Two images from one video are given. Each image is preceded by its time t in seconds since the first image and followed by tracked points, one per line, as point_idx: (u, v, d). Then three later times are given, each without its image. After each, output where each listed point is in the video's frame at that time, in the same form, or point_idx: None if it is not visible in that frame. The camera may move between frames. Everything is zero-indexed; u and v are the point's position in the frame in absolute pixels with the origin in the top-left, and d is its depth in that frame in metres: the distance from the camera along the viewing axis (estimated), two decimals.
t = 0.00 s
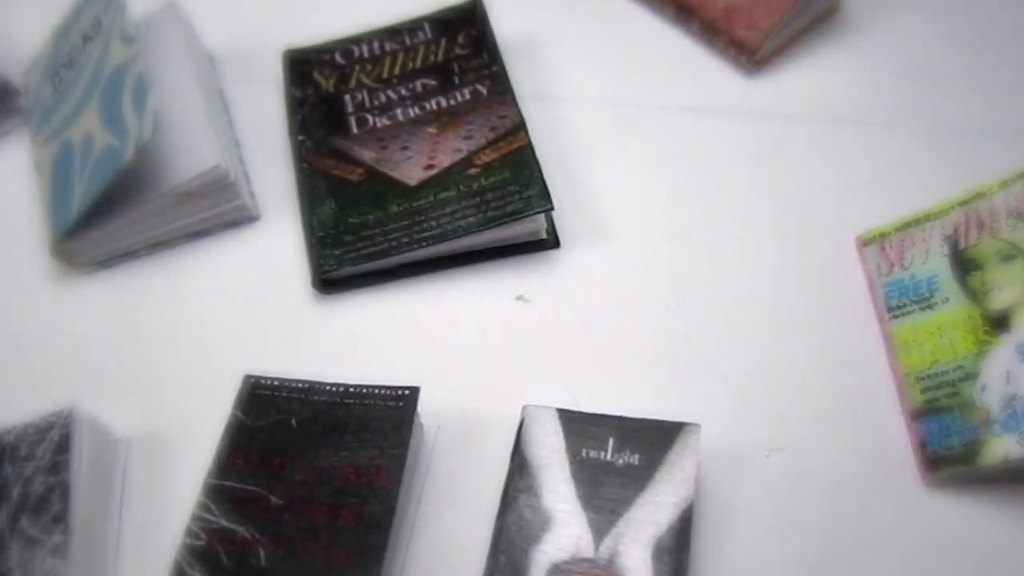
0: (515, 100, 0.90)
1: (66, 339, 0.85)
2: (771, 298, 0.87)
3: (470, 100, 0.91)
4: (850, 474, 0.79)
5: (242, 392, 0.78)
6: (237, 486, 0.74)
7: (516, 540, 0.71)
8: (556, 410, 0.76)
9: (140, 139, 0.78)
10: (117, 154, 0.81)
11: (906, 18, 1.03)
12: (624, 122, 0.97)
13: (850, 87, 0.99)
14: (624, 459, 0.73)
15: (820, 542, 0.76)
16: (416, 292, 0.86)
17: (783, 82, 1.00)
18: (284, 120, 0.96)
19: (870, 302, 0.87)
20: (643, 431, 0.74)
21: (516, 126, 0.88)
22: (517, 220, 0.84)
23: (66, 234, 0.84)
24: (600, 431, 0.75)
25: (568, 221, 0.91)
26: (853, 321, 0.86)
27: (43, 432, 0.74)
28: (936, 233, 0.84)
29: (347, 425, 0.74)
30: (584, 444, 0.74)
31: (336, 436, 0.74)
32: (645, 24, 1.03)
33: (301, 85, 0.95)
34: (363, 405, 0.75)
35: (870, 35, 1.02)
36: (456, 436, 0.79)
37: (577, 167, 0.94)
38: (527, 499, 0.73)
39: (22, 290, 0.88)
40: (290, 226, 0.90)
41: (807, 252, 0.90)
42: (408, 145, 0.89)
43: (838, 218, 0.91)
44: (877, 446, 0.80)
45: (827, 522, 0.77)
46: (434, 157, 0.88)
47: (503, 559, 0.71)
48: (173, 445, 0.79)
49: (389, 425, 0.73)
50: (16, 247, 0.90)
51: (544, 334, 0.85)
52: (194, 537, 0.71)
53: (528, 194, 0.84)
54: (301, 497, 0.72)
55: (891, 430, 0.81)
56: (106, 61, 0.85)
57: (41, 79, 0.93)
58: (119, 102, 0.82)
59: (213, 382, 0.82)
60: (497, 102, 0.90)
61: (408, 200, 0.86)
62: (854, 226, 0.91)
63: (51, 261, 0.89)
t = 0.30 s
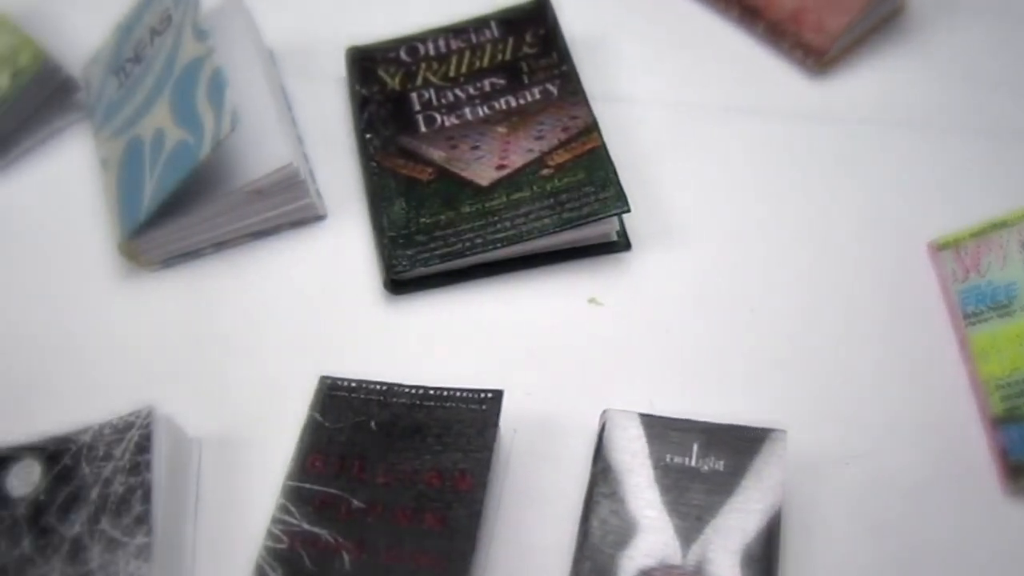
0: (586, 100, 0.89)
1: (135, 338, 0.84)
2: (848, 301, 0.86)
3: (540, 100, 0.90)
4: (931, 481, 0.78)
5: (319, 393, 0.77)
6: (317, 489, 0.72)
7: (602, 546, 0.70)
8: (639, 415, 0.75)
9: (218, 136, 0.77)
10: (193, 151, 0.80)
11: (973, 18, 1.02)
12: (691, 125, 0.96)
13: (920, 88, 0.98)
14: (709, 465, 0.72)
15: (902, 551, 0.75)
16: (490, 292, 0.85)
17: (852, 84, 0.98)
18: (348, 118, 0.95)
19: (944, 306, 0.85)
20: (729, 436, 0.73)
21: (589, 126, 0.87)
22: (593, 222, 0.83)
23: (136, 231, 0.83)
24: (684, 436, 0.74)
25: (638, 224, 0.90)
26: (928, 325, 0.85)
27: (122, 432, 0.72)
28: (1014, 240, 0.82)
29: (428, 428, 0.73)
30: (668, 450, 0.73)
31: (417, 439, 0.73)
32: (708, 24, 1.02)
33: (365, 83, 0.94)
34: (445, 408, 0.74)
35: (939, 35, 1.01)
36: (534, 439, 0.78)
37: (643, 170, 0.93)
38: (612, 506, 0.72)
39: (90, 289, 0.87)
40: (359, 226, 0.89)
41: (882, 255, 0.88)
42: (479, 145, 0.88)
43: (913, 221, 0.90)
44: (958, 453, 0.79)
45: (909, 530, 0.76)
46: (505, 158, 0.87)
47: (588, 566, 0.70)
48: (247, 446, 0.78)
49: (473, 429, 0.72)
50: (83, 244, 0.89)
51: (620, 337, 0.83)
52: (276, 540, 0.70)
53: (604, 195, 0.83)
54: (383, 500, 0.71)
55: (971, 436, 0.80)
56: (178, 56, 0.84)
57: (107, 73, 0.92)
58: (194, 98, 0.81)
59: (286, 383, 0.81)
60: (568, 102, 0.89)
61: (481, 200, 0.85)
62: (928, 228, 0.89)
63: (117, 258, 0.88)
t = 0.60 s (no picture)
0: (660, 100, 0.88)
1: (205, 336, 0.83)
2: (929, 304, 0.84)
3: (613, 99, 0.89)
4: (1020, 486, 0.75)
5: (397, 395, 0.76)
6: (398, 491, 0.71)
7: (690, 554, 0.69)
8: (724, 420, 0.73)
9: (297, 134, 0.76)
10: (268, 148, 0.78)
11: None
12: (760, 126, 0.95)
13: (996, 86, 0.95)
14: (797, 471, 0.70)
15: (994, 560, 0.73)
16: (565, 292, 0.84)
17: (926, 82, 0.96)
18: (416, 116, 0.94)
19: None
20: (817, 441, 0.71)
21: (664, 126, 0.86)
22: (670, 225, 0.81)
23: (207, 228, 0.82)
24: (771, 441, 0.72)
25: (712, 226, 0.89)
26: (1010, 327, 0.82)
27: (201, 432, 0.71)
28: None
29: (512, 432, 0.72)
30: (754, 455, 0.71)
31: (500, 443, 0.72)
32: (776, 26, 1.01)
33: (433, 80, 0.93)
34: (527, 410, 0.73)
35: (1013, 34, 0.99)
36: (615, 443, 0.76)
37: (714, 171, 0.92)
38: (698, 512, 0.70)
39: (158, 285, 0.85)
40: (429, 225, 0.88)
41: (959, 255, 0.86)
42: (551, 144, 0.87)
43: (994, 224, 0.88)
44: None
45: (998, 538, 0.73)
46: (579, 158, 0.86)
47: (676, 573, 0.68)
48: (323, 446, 0.77)
49: (558, 433, 0.71)
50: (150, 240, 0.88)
51: (698, 339, 0.82)
52: (359, 544, 0.69)
53: (683, 195, 0.81)
54: (467, 503, 0.70)
55: None
56: (250, 51, 0.83)
57: (170, 67, 0.91)
58: (268, 94, 0.80)
59: (360, 383, 0.80)
60: (642, 102, 0.88)
61: (555, 201, 0.84)
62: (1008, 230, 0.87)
63: (185, 255, 0.87)
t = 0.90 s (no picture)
0: (746, 101, 0.86)
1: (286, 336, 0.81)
2: None
3: (697, 98, 0.87)
4: None
5: (489, 398, 0.74)
6: (494, 498, 0.70)
7: (798, 565, 0.67)
8: (827, 429, 0.71)
9: (388, 131, 0.75)
10: (355, 144, 0.77)
11: None
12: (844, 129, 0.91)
13: None
14: (904, 483, 0.69)
15: None
16: (651, 295, 0.82)
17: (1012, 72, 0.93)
18: (490, 113, 0.92)
19: None
20: (924, 453, 0.70)
21: (752, 128, 0.85)
22: (762, 228, 0.79)
23: (289, 225, 0.80)
24: (876, 452, 0.70)
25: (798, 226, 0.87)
26: None
27: (294, 435, 0.70)
28: None
29: (610, 439, 0.71)
30: (859, 466, 0.70)
31: (599, 449, 0.70)
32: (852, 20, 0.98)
33: (510, 77, 0.91)
34: (624, 417, 0.72)
35: None
36: (711, 452, 0.75)
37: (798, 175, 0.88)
38: (804, 523, 0.68)
39: (236, 285, 0.84)
40: (509, 225, 0.86)
41: None
42: (635, 144, 0.86)
43: None
44: None
45: None
46: (664, 158, 0.84)
47: None
48: (413, 451, 0.75)
49: (660, 440, 0.70)
50: (227, 238, 0.86)
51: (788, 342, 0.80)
52: (456, 551, 0.68)
53: (775, 198, 0.80)
54: (567, 511, 0.68)
55: None
56: (334, 45, 0.81)
57: (244, 61, 0.89)
58: (355, 89, 0.78)
59: (446, 386, 0.78)
60: (727, 102, 0.86)
61: (642, 202, 0.82)
62: None
63: (264, 254, 0.85)
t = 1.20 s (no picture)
0: (817, 103, 0.85)
1: (353, 336, 0.80)
2: None
3: (767, 100, 0.86)
4: None
5: (565, 403, 0.73)
6: (574, 506, 0.69)
7: None
8: (910, 440, 0.71)
9: (463, 130, 0.73)
10: (427, 143, 0.75)
11: None
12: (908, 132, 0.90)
13: None
14: (992, 495, 0.68)
15: None
16: (723, 298, 0.81)
17: None
18: (554, 113, 0.91)
19: None
20: (1011, 466, 0.69)
21: (824, 131, 0.84)
22: (838, 233, 0.78)
23: (356, 224, 0.79)
24: (962, 465, 0.69)
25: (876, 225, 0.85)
26: None
27: (371, 438, 0.68)
28: None
29: (691, 445, 0.70)
30: (945, 478, 0.69)
31: (680, 457, 0.70)
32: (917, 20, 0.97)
33: (574, 76, 0.90)
34: (704, 424, 0.71)
35: None
36: (791, 460, 0.74)
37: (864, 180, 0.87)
38: (891, 533, 0.67)
39: (300, 283, 0.83)
40: (577, 226, 0.85)
41: None
42: (704, 146, 0.85)
43: None
44: None
45: None
46: (735, 161, 0.83)
47: None
48: (487, 456, 0.74)
49: (743, 447, 0.69)
50: (288, 235, 0.85)
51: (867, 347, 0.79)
52: (538, 559, 0.67)
53: (851, 202, 0.79)
54: (650, 520, 0.68)
55: None
56: (403, 43, 0.80)
57: (306, 56, 0.88)
58: (426, 88, 0.77)
59: (517, 390, 0.77)
60: (798, 104, 0.85)
61: (714, 204, 0.81)
62: None
63: (327, 251, 0.84)
